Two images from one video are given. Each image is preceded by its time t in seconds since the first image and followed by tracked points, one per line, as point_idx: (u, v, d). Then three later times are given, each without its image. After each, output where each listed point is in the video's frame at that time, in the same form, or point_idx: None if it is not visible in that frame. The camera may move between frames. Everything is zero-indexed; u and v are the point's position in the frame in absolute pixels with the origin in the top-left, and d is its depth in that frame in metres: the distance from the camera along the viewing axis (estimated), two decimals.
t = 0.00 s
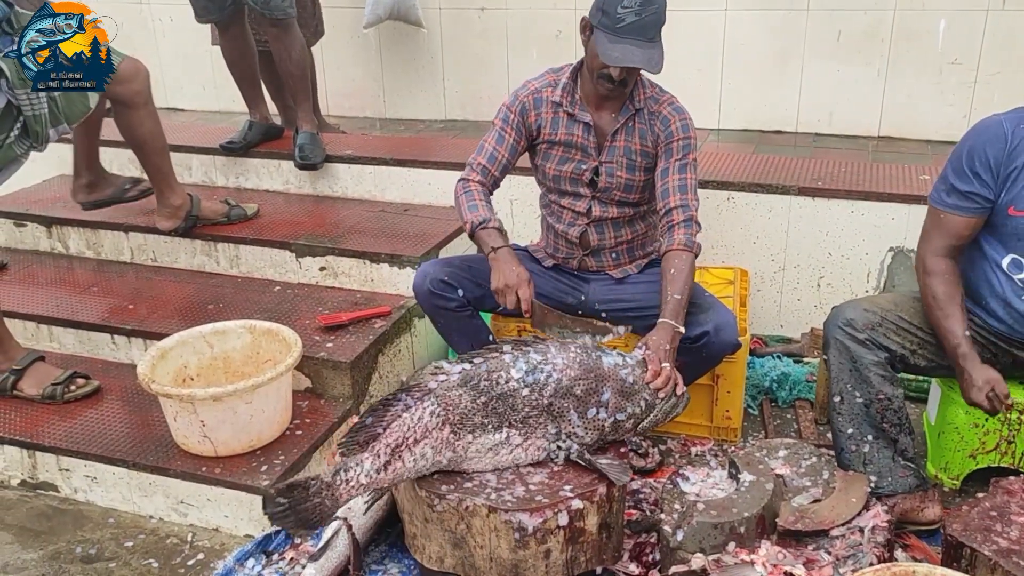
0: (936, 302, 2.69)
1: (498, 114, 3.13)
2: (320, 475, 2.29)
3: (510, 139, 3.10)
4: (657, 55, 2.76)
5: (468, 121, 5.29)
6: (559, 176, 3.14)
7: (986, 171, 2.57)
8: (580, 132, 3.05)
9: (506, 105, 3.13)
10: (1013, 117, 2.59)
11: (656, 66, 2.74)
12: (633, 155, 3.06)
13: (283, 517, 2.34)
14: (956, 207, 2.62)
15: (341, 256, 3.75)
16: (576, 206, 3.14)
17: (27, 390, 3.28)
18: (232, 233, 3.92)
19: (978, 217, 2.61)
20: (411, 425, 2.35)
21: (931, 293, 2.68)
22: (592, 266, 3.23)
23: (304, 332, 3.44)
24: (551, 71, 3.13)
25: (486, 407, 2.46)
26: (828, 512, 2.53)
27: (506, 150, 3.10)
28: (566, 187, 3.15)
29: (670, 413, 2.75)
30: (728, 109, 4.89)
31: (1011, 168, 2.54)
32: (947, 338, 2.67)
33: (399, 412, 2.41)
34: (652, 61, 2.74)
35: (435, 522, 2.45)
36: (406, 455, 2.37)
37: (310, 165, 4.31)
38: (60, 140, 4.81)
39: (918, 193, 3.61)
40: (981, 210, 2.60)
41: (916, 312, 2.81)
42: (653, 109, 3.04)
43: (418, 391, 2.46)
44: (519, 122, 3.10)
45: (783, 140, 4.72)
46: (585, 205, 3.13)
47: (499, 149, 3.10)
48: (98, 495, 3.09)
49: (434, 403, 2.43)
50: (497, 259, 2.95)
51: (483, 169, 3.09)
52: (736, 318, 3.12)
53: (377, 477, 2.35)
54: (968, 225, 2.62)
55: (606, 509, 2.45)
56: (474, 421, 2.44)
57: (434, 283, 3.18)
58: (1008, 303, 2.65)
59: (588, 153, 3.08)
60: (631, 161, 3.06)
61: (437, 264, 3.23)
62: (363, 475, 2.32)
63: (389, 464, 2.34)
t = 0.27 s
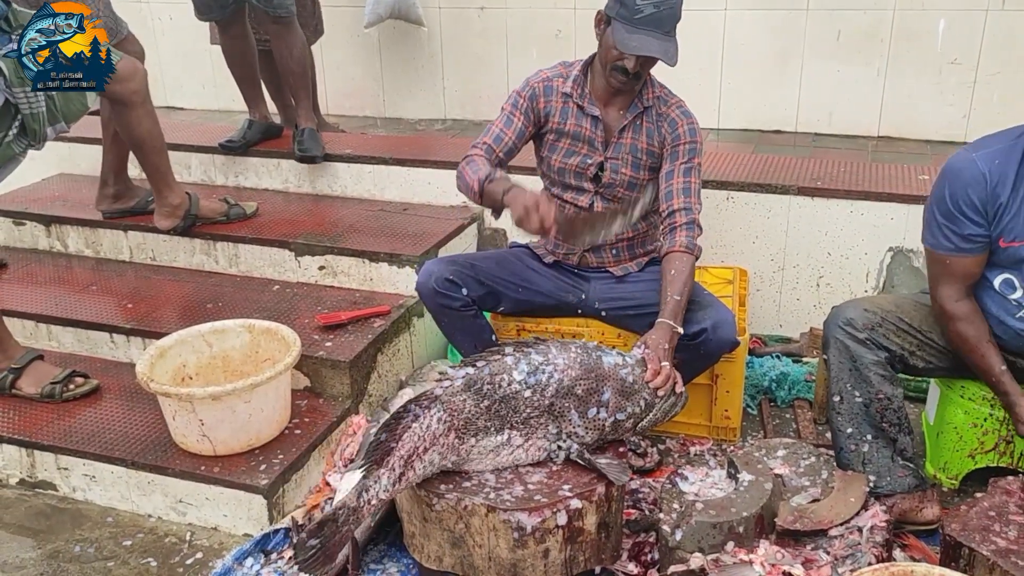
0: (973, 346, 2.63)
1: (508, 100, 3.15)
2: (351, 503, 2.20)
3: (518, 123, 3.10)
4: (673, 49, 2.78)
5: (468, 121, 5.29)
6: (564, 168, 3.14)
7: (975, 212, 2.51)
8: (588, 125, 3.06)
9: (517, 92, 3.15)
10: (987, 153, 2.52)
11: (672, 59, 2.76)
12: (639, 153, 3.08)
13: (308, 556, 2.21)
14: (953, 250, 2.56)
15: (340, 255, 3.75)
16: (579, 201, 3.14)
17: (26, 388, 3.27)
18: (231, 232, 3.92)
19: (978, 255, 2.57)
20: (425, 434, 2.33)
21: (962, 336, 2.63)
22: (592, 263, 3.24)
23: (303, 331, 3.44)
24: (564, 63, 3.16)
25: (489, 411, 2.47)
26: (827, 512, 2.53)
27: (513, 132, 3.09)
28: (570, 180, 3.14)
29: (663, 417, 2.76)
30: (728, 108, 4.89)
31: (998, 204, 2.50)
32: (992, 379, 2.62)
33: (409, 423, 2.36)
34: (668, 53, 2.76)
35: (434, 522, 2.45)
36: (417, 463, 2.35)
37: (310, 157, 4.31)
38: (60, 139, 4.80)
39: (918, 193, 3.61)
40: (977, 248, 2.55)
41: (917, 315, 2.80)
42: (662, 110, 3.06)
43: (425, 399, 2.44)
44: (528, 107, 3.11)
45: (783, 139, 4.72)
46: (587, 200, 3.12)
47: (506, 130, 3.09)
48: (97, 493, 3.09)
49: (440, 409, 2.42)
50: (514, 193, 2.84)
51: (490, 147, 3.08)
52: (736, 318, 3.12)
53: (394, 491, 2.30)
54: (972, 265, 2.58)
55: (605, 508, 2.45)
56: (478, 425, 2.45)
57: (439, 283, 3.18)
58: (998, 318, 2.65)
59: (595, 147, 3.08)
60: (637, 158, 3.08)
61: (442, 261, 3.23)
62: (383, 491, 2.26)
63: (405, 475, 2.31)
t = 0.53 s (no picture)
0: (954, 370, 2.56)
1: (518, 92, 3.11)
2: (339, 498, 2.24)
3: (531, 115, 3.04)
4: (677, 56, 2.73)
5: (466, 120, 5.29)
6: (571, 162, 3.11)
7: (952, 239, 2.49)
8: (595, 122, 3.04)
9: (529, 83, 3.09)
10: (962, 181, 2.51)
11: (676, 66, 2.71)
12: (644, 153, 3.06)
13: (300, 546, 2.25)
14: (931, 277, 2.54)
15: (338, 254, 3.75)
16: (582, 198, 3.13)
17: (24, 387, 3.27)
18: (230, 231, 3.91)
19: (958, 280, 2.54)
20: (418, 433, 2.34)
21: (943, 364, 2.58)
22: (591, 262, 3.23)
23: (301, 331, 3.43)
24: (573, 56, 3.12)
25: (486, 410, 2.47)
26: (825, 512, 2.53)
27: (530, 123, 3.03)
28: (575, 175, 3.13)
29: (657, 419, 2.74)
30: (727, 108, 4.89)
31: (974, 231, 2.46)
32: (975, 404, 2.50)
33: (405, 421, 2.38)
34: (672, 61, 2.71)
35: (432, 522, 2.45)
36: (413, 462, 2.37)
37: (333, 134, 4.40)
38: (58, 137, 4.80)
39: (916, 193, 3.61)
40: (956, 274, 2.52)
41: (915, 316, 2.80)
42: (662, 111, 3.04)
43: (421, 396, 2.45)
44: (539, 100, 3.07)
45: (781, 139, 4.72)
46: (590, 197, 3.11)
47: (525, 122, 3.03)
48: (95, 493, 3.08)
49: (437, 407, 2.43)
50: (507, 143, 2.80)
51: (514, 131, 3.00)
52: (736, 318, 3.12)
53: (387, 487, 2.33)
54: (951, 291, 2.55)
55: (603, 508, 2.45)
56: (475, 425, 2.45)
57: (431, 283, 3.21)
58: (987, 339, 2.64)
59: (604, 142, 3.05)
60: (640, 158, 3.06)
61: (435, 263, 3.25)
62: (375, 488, 2.29)
63: (398, 473, 2.33)
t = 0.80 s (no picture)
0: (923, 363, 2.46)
1: (522, 95, 3.18)
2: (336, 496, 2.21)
3: (530, 121, 3.14)
4: (693, 58, 2.74)
5: (465, 119, 5.28)
6: (571, 164, 3.13)
7: (948, 228, 2.48)
8: (601, 124, 3.06)
9: (531, 86, 3.17)
10: (963, 173, 2.52)
11: (692, 68, 2.72)
12: (649, 157, 3.07)
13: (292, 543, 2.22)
14: (925, 264, 2.49)
15: (336, 253, 3.74)
16: (585, 199, 3.13)
17: (20, 386, 3.26)
18: (227, 230, 3.90)
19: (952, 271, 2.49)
20: (412, 433, 2.33)
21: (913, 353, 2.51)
22: (594, 260, 3.23)
23: (299, 330, 3.43)
24: (581, 58, 3.14)
25: (481, 410, 2.46)
26: (822, 512, 2.53)
27: (524, 132, 3.14)
28: (576, 177, 3.14)
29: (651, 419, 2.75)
30: (726, 108, 4.89)
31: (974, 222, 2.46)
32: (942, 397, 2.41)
33: (399, 422, 2.35)
34: (688, 62, 2.72)
35: (429, 521, 2.44)
36: (407, 462, 2.36)
37: (330, 128, 4.50)
38: (55, 135, 4.79)
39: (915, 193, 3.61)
40: (953, 265, 2.49)
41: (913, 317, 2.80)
42: (673, 116, 3.05)
43: (416, 398, 2.42)
44: (540, 105, 3.13)
45: (780, 139, 4.72)
46: (593, 198, 3.12)
47: (518, 131, 3.14)
48: (91, 492, 3.08)
49: (432, 408, 2.41)
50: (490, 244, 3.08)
51: (501, 151, 3.16)
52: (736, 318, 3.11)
53: (382, 488, 2.33)
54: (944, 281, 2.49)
55: (600, 508, 2.44)
56: (470, 425, 2.44)
57: (442, 282, 3.19)
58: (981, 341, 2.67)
59: (604, 147, 3.07)
60: (645, 163, 3.07)
61: (446, 261, 3.23)
62: (369, 488, 2.28)
63: (393, 473, 2.33)
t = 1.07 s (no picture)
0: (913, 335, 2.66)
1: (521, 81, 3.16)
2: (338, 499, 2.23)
3: (528, 103, 3.10)
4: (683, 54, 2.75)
5: (463, 120, 5.28)
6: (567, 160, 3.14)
7: (939, 216, 2.56)
8: (596, 121, 3.06)
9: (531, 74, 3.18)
10: (963, 161, 2.57)
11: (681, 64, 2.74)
12: (643, 156, 3.06)
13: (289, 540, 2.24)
14: (913, 247, 2.61)
15: (334, 253, 3.74)
16: (579, 197, 3.14)
17: (16, 386, 3.26)
18: (225, 230, 3.90)
19: (939, 257, 2.60)
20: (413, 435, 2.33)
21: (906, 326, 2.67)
22: (586, 259, 3.23)
23: (296, 330, 3.42)
24: (580, 54, 3.16)
25: (480, 411, 2.46)
26: (819, 514, 2.53)
27: (522, 111, 3.08)
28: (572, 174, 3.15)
29: (649, 418, 2.77)
30: (724, 109, 4.89)
31: (964, 212, 2.54)
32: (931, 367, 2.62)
33: (400, 423, 2.35)
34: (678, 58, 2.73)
35: (426, 522, 2.44)
36: (407, 464, 2.36)
37: (328, 128, 4.50)
38: (52, 135, 4.78)
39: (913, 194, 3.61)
40: (940, 251, 2.60)
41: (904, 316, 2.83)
42: (668, 115, 3.04)
43: (416, 399, 2.41)
44: (540, 91, 3.13)
45: (779, 140, 4.72)
46: (587, 196, 3.12)
47: (515, 109, 3.08)
48: (87, 492, 3.07)
49: (431, 408, 2.41)
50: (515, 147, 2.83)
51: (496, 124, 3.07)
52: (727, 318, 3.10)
53: (383, 490, 2.32)
54: (928, 265, 2.62)
55: (597, 509, 2.44)
56: (469, 425, 2.44)
57: (432, 279, 3.18)
58: (976, 333, 2.66)
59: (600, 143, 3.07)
60: (639, 161, 3.06)
61: (435, 259, 3.21)
62: (370, 491, 2.28)
63: (393, 475, 2.32)
